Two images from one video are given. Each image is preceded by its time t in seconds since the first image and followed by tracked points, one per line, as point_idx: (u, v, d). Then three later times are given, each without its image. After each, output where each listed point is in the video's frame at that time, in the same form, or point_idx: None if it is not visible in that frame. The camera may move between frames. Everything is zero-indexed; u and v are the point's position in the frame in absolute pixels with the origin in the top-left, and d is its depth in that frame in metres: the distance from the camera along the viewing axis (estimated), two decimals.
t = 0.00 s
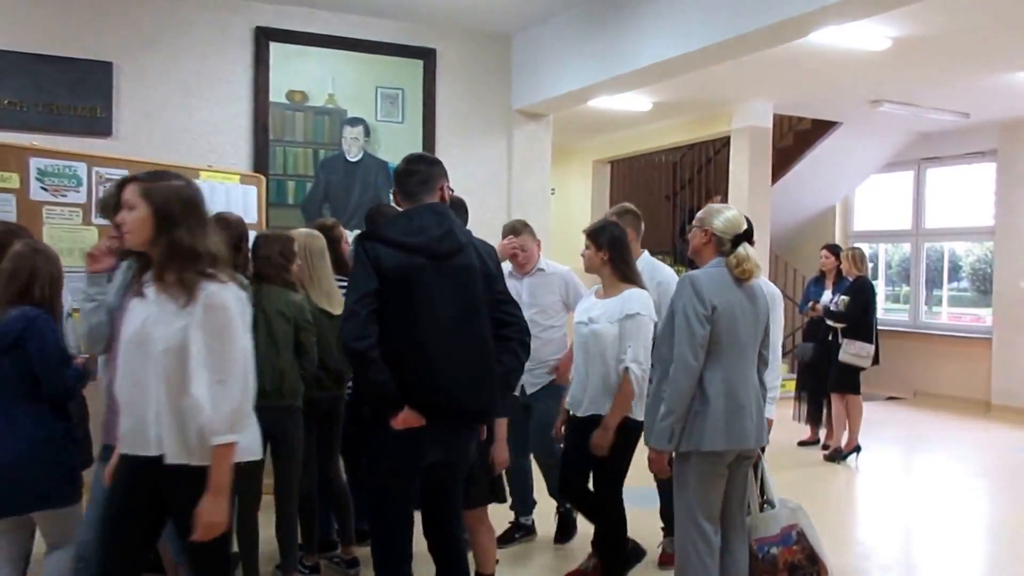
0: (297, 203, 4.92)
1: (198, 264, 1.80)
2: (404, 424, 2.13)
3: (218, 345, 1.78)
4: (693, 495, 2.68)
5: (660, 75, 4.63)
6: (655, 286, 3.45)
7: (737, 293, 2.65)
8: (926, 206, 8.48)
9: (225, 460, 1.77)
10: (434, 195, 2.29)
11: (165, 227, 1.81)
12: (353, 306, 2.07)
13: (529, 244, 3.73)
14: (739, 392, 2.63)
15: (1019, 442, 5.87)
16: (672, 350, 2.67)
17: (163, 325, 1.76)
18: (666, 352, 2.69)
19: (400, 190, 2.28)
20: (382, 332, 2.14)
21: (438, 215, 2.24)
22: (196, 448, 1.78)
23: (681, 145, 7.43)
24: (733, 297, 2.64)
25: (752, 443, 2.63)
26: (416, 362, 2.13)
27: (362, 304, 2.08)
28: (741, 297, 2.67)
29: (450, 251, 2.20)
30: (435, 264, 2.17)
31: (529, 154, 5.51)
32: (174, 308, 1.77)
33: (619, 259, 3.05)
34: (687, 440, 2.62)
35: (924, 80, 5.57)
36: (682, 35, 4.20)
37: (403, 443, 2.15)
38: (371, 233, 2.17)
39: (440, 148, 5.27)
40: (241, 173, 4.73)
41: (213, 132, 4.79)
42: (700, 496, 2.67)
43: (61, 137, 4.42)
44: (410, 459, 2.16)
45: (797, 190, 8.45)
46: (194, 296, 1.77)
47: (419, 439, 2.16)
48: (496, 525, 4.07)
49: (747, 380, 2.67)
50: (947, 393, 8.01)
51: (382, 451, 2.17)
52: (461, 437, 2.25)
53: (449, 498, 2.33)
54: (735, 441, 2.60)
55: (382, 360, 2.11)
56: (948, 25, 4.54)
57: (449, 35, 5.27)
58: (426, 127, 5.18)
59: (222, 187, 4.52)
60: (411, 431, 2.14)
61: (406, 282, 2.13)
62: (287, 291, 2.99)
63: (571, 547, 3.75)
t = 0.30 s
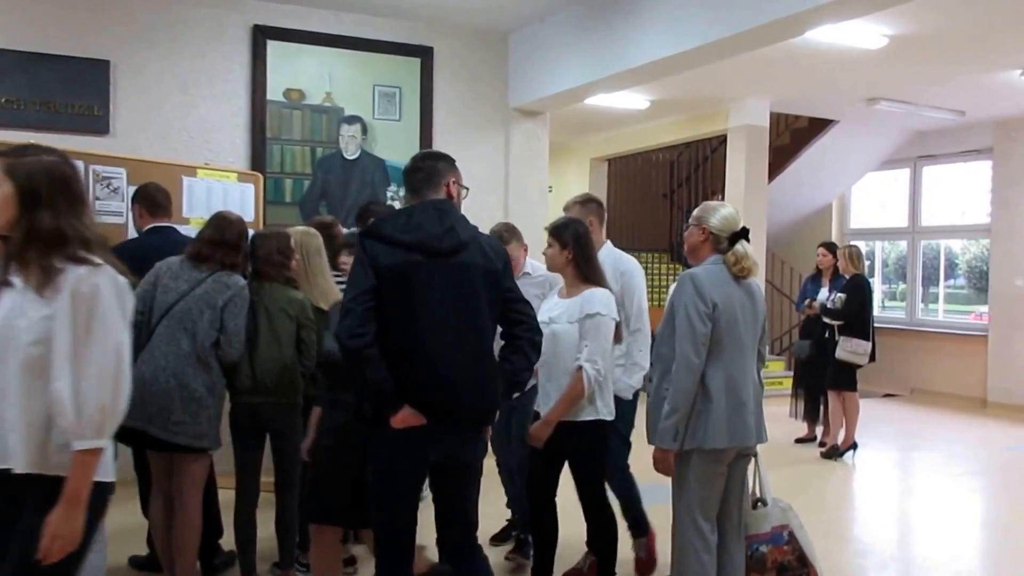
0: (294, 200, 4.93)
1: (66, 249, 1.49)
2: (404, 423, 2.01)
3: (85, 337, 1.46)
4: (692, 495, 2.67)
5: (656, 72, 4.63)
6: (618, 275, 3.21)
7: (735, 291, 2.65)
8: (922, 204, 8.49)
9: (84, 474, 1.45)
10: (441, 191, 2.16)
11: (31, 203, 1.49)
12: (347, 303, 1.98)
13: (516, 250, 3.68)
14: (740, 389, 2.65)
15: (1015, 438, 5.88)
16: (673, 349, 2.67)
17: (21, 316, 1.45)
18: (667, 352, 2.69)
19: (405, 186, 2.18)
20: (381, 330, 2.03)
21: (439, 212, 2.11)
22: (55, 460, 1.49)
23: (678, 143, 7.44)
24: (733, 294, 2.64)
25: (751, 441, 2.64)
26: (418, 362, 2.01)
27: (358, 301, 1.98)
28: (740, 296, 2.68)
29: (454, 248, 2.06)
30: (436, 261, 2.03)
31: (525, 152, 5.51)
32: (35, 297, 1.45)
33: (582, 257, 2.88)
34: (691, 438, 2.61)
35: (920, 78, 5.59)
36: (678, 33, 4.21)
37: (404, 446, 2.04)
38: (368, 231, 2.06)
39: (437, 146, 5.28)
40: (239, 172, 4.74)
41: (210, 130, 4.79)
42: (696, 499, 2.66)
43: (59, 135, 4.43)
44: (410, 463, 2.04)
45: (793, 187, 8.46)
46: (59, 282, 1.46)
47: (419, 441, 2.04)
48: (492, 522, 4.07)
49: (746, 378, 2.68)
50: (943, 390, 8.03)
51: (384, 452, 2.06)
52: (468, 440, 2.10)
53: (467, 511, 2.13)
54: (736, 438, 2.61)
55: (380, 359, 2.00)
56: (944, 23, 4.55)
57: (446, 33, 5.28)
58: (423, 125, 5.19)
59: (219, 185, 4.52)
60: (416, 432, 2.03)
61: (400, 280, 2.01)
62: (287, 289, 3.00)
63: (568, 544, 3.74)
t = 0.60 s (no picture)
0: (292, 197, 4.93)
1: None
2: (437, 426, 1.97)
3: None
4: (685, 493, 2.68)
5: (653, 70, 4.64)
6: (589, 276, 3.02)
7: (728, 287, 2.67)
8: (918, 202, 8.52)
9: None
10: (479, 189, 2.12)
11: None
12: (385, 302, 1.94)
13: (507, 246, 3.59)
14: (733, 386, 2.65)
15: (1011, 435, 5.90)
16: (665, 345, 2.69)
17: None
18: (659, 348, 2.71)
19: (443, 180, 2.10)
20: (417, 330, 1.99)
21: (476, 212, 2.06)
22: None
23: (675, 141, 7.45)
24: (727, 291, 2.66)
25: (744, 437, 2.64)
26: (453, 363, 1.97)
27: (396, 301, 1.94)
28: (732, 292, 2.69)
29: (491, 249, 2.02)
30: (474, 263, 2.00)
31: (522, 150, 5.52)
32: None
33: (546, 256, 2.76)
34: (684, 432, 2.62)
35: (916, 76, 5.61)
36: (675, 30, 4.22)
37: (436, 447, 2.01)
38: (406, 228, 2.01)
39: (435, 143, 5.28)
40: (236, 169, 4.74)
41: (208, 128, 4.79)
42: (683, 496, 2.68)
43: (56, 133, 4.42)
44: (440, 465, 2.01)
45: (790, 185, 8.48)
46: None
47: (451, 440, 2.01)
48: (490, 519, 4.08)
49: (739, 374, 2.68)
50: (939, 387, 8.06)
51: (415, 452, 2.03)
52: (504, 444, 2.07)
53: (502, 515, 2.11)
54: (728, 435, 2.61)
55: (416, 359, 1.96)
56: (940, 21, 4.57)
57: (444, 31, 5.28)
58: (421, 123, 5.19)
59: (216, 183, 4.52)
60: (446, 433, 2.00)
61: (440, 279, 1.97)
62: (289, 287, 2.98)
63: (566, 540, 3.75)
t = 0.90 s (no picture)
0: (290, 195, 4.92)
1: None
2: (476, 428, 1.97)
3: None
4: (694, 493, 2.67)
5: (652, 68, 4.65)
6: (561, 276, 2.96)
7: (711, 288, 2.65)
8: (914, 199, 8.55)
9: None
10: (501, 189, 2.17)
11: None
12: (439, 301, 1.93)
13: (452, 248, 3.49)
14: (714, 388, 2.62)
15: (1008, 431, 5.94)
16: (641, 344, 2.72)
17: None
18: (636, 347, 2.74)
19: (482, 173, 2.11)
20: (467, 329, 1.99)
21: (519, 211, 2.11)
22: None
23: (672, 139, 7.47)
24: (711, 292, 2.65)
25: (723, 438, 2.60)
26: (499, 363, 1.99)
27: (449, 298, 1.94)
28: (713, 292, 2.65)
29: (534, 249, 2.07)
30: (522, 262, 2.04)
31: (521, 148, 5.53)
32: None
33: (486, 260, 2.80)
34: (655, 428, 2.64)
35: (913, 75, 5.63)
36: (674, 29, 4.23)
37: (475, 448, 2.01)
38: (456, 222, 2.02)
39: (433, 141, 5.28)
40: (234, 167, 4.73)
41: (205, 126, 4.78)
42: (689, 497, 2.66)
43: (52, 130, 4.41)
44: (474, 466, 2.03)
45: (787, 182, 8.51)
46: None
47: (485, 441, 2.02)
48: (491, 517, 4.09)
49: (722, 375, 2.65)
50: (935, 384, 8.10)
51: (444, 455, 2.03)
52: (528, 445, 2.14)
53: (508, 514, 2.19)
54: (703, 435, 2.59)
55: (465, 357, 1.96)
56: (936, 20, 4.59)
57: (442, 30, 5.28)
58: (419, 121, 5.19)
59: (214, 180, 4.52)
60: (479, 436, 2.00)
61: (491, 277, 1.99)
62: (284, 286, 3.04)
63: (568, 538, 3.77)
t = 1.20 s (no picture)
0: (283, 193, 4.90)
1: None
2: (482, 428, 1.96)
3: None
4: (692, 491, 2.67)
5: (645, 67, 4.66)
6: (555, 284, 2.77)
7: (696, 287, 2.67)
8: (907, 197, 8.59)
9: None
10: (501, 185, 2.15)
11: None
12: (453, 300, 1.91)
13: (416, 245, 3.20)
14: (704, 384, 2.63)
15: (1000, 428, 5.98)
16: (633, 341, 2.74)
17: None
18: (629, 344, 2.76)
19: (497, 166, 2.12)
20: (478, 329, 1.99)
21: (529, 210, 2.12)
22: None
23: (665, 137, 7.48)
24: (697, 291, 2.66)
25: (716, 432, 2.61)
26: (509, 364, 2.00)
27: (463, 299, 1.92)
28: (705, 289, 2.67)
29: (542, 250, 2.08)
30: (530, 263, 2.05)
31: (517, 147, 5.53)
32: None
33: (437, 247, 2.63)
34: (646, 426, 2.65)
35: (906, 74, 5.65)
36: (668, 28, 4.24)
37: (481, 447, 2.03)
38: (469, 220, 2.01)
39: (427, 139, 5.27)
40: (227, 164, 4.72)
41: (198, 123, 4.77)
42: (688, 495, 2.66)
43: (45, 127, 4.39)
44: (479, 466, 2.05)
45: (780, 181, 8.55)
46: None
47: (489, 441, 2.03)
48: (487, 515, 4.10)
49: (717, 371, 2.66)
50: (926, 381, 8.15)
51: (448, 455, 2.03)
52: (527, 443, 2.18)
53: (501, 509, 2.24)
54: (695, 429, 2.60)
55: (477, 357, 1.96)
56: (929, 19, 4.61)
57: (437, 28, 5.27)
58: (413, 118, 5.18)
59: (207, 177, 4.51)
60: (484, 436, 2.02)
61: (504, 277, 1.99)
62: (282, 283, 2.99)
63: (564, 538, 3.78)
